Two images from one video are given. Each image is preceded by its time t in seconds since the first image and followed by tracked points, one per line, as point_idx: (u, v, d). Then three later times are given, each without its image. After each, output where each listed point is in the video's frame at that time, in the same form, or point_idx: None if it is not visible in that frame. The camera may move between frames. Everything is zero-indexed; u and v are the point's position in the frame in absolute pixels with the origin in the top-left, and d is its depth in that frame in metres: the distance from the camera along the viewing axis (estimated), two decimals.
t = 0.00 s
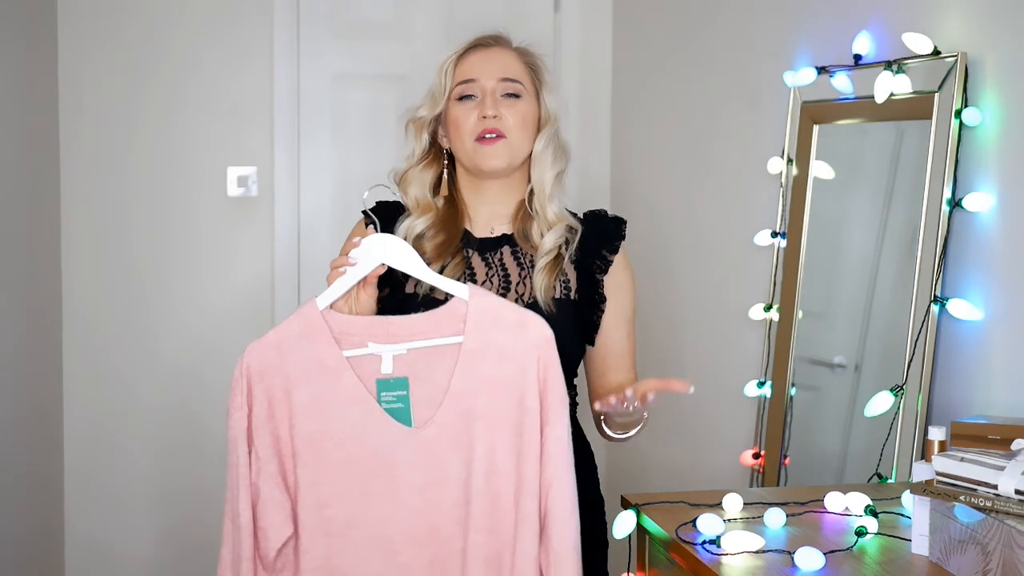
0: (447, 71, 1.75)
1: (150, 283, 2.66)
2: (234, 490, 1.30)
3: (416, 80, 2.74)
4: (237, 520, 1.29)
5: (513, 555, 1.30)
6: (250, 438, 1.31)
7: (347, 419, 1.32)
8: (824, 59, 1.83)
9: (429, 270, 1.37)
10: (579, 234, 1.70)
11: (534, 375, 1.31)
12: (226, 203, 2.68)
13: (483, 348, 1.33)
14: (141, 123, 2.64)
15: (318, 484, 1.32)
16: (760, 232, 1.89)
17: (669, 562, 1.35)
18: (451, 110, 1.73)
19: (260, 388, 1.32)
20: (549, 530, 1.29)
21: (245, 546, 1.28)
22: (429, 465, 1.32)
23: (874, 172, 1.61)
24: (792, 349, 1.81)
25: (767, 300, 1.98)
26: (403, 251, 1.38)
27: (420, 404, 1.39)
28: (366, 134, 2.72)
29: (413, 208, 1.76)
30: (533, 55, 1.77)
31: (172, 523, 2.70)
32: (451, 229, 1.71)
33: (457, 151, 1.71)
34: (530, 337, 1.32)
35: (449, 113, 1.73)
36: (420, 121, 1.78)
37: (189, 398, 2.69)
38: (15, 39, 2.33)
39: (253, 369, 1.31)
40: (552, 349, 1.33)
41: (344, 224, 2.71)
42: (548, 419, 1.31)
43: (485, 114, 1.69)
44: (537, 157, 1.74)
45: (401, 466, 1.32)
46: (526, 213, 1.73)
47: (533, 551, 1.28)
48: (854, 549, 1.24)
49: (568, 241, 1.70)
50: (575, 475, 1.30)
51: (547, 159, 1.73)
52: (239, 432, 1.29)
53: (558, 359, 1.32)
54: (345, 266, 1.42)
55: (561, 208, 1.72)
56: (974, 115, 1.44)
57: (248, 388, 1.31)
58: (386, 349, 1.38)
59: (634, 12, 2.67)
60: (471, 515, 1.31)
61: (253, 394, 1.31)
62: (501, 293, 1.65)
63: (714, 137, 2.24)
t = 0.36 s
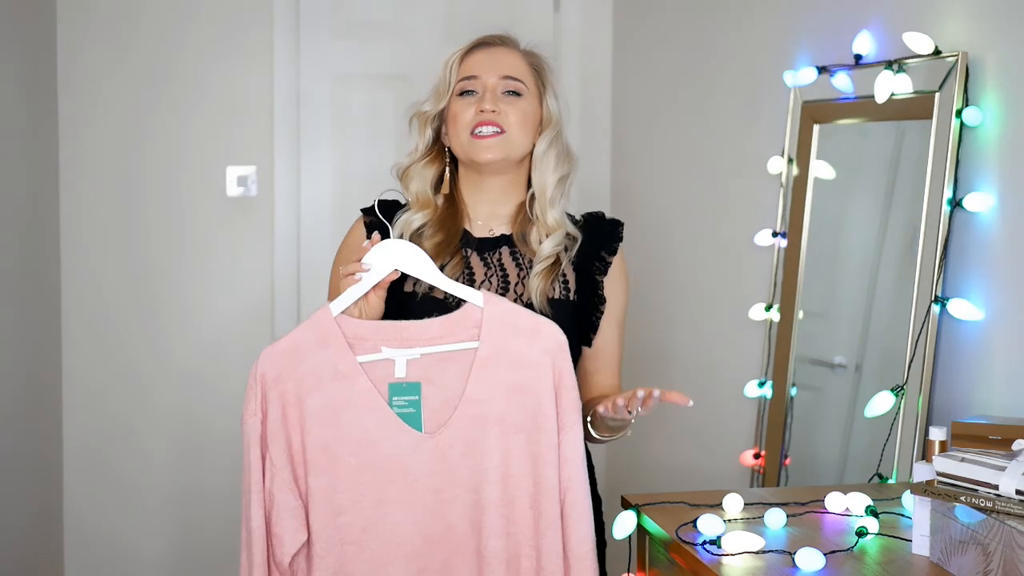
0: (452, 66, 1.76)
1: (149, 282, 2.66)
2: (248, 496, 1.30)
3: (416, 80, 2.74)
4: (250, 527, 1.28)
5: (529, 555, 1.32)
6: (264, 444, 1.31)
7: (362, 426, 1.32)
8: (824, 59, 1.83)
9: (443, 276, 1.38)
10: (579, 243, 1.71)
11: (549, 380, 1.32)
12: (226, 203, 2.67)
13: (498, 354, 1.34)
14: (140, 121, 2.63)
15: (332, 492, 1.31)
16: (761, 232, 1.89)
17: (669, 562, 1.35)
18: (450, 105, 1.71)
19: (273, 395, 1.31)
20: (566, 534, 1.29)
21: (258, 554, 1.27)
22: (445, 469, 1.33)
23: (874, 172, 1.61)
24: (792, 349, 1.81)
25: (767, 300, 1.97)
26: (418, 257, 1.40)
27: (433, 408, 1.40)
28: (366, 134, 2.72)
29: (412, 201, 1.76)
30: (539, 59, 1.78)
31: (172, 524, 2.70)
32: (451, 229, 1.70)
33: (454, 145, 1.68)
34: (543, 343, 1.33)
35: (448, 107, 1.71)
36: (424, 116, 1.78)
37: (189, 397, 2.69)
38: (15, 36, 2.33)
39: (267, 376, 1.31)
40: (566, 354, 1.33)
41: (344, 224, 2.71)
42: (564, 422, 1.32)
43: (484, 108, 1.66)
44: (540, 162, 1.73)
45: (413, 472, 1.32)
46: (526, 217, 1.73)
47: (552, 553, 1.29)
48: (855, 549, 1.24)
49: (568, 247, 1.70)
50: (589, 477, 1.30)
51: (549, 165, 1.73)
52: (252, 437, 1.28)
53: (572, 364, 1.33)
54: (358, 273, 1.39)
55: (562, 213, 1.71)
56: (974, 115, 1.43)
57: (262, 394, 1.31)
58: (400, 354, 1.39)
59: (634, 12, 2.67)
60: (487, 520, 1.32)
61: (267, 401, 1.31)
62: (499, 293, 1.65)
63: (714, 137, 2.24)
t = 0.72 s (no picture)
0: (452, 66, 1.73)
1: (149, 282, 2.66)
2: (247, 500, 1.30)
3: (416, 80, 2.74)
4: (251, 529, 1.28)
5: (527, 559, 1.33)
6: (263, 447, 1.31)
7: (361, 430, 1.32)
8: (823, 59, 1.83)
9: (448, 284, 1.38)
10: (571, 244, 1.70)
11: (550, 389, 1.33)
12: (226, 203, 2.67)
13: (501, 362, 1.33)
14: (140, 121, 2.63)
15: (330, 494, 1.31)
16: (761, 232, 1.89)
17: (669, 561, 1.35)
18: (450, 105, 1.71)
19: (274, 398, 1.31)
20: (565, 538, 1.32)
21: (260, 556, 1.27)
22: (444, 475, 1.32)
23: (874, 172, 1.61)
24: (792, 349, 1.81)
25: (767, 300, 1.97)
26: (422, 263, 1.40)
27: (433, 412, 1.41)
28: (367, 134, 2.72)
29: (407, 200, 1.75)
30: (541, 64, 1.77)
31: (172, 524, 2.70)
32: (445, 228, 1.69)
33: (450, 144, 1.69)
34: (545, 352, 1.34)
35: (448, 107, 1.71)
36: (421, 112, 1.75)
37: (189, 397, 2.69)
38: (14, 35, 2.33)
39: (268, 380, 1.31)
40: (568, 363, 1.34)
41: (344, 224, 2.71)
42: (565, 431, 1.34)
43: (484, 113, 1.67)
44: (539, 169, 1.74)
45: (411, 478, 1.32)
46: (521, 220, 1.73)
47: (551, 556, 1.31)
48: (854, 549, 1.24)
49: (563, 248, 1.69)
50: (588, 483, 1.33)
51: (548, 173, 1.73)
52: (253, 441, 1.28)
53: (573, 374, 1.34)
54: (361, 278, 1.40)
55: (558, 220, 1.72)
56: (974, 115, 1.43)
57: (263, 398, 1.31)
58: (401, 359, 1.39)
59: (634, 12, 2.67)
60: (485, 527, 1.32)
61: (268, 404, 1.31)
62: (495, 293, 1.66)
63: (714, 137, 2.24)
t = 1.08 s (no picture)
0: (439, 67, 1.73)
1: (149, 282, 2.66)
2: (244, 503, 1.30)
3: (416, 80, 2.74)
4: (247, 531, 1.28)
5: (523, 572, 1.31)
6: (261, 449, 1.31)
7: (358, 436, 1.32)
8: (823, 58, 1.83)
9: (449, 288, 1.38)
10: (568, 240, 1.72)
11: (549, 399, 1.32)
12: (226, 203, 2.67)
13: (500, 370, 1.33)
14: (140, 121, 2.63)
15: (326, 499, 1.32)
16: (761, 232, 1.89)
17: (668, 561, 1.35)
18: (442, 105, 1.71)
19: (273, 401, 1.31)
20: (562, 551, 1.30)
21: (256, 558, 1.27)
22: (440, 482, 1.32)
23: (874, 172, 1.61)
24: (792, 349, 1.81)
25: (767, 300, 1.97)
26: (422, 267, 1.39)
27: (432, 418, 1.41)
28: (366, 134, 2.72)
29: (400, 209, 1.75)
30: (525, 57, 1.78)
31: (173, 524, 2.70)
32: (440, 235, 1.70)
33: (447, 144, 1.68)
34: (546, 362, 1.33)
35: (440, 107, 1.71)
36: (411, 118, 1.76)
37: (189, 396, 2.69)
38: (14, 35, 2.33)
39: (267, 381, 1.31)
40: (568, 373, 1.33)
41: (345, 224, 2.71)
42: (564, 442, 1.32)
43: (478, 108, 1.66)
44: (529, 160, 1.74)
45: (408, 483, 1.32)
46: (516, 217, 1.73)
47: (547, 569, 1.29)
48: (854, 549, 1.24)
49: (557, 245, 1.70)
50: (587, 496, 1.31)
51: (538, 165, 1.74)
52: (250, 442, 1.28)
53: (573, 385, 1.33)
54: (361, 282, 1.41)
55: (550, 213, 1.73)
56: (974, 115, 1.43)
57: (261, 400, 1.31)
58: (401, 364, 1.39)
59: (634, 12, 2.67)
60: (480, 538, 1.31)
61: (266, 406, 1.31)
62: (490, 295, 1.65)
63: (714, 137, 2.24)
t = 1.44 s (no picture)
0: (436, 71, 1.73)
1: (148, 282, 2.66)
2: (230, 500, 1.29)
3: (416, 80, 2.74)
4: (235, 529, 1.28)
5: None
6: (248, 447, 1.31)
7: (345, 442, 1.32)
8: (823, 58, 1.83)
9: (447, 300, 1.39)
10: (568, 241, 1.72)
11: (540, 415, 1.32)
12: (226, 203, 2.67)
13: (492, 383, 1.33)
14: (140, 121, 2.63)
15: (310, 503, 1.31)
16: (761, 232, 1.89)
17: (668, 562, 1.35)
18: (439, 109, 1.71)
19: (261, 398, 1.32)
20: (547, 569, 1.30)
21: (244, 557, 1.26)
22: (424, 494, 1.32)
23: (875, 171, 1.60)
24: (792, 349, 1.81)
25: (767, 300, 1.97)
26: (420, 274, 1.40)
27: (421, 429, 1.38)
28: (366, 133, 2.72)
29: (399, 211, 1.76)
30: (524, 59, 1.77)
31: (173, 524, 2.70)
32: (439, 237, 1.70)
33: (445, 150, 1.69)
34: (539, 378, 1.32)
35: (437, 112, 1.71)
36: (409, 121, 1.76)
37: (189, 396, 2.69)
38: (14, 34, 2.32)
39: (256, 379, 1.31)
40: (560, 391, 1.33)
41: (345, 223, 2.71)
42: (554, 459, 1.31)
43: (475, 116, 1.66)
44: (530, 162, 1.74)
45: (395, 490, 1.32)
46: (515, 219, 1.73)
47: None
48: (855, 549, 1.24)
49: (557, 247, 1.71)
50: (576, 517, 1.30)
51: (538, 167, 1.74)
52: (239, 439, 1.28)
53: (566, 402, 1.33)
54: (355, 289, 1.40)
55: (550, 215, 1.73)
56: (975, 115, 1.43)
57: (249, 397, 1.31)
58: (392, 371, 1.38)
59: (634, 12, 2.67)
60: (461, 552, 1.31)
61: (255, 404, 1.32)
62: (489, 298, 1.64)
63: (714, 137, 2.23)
